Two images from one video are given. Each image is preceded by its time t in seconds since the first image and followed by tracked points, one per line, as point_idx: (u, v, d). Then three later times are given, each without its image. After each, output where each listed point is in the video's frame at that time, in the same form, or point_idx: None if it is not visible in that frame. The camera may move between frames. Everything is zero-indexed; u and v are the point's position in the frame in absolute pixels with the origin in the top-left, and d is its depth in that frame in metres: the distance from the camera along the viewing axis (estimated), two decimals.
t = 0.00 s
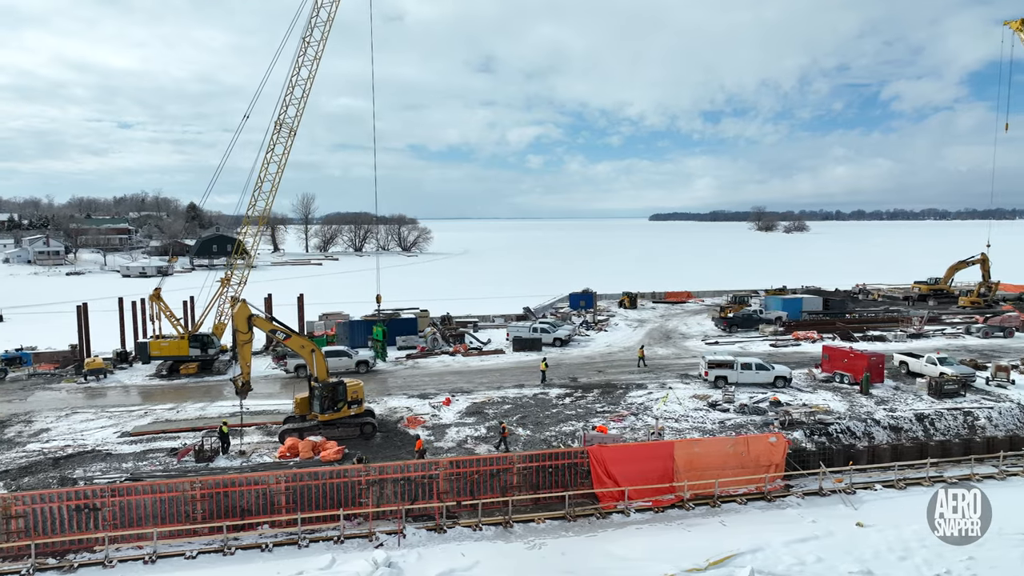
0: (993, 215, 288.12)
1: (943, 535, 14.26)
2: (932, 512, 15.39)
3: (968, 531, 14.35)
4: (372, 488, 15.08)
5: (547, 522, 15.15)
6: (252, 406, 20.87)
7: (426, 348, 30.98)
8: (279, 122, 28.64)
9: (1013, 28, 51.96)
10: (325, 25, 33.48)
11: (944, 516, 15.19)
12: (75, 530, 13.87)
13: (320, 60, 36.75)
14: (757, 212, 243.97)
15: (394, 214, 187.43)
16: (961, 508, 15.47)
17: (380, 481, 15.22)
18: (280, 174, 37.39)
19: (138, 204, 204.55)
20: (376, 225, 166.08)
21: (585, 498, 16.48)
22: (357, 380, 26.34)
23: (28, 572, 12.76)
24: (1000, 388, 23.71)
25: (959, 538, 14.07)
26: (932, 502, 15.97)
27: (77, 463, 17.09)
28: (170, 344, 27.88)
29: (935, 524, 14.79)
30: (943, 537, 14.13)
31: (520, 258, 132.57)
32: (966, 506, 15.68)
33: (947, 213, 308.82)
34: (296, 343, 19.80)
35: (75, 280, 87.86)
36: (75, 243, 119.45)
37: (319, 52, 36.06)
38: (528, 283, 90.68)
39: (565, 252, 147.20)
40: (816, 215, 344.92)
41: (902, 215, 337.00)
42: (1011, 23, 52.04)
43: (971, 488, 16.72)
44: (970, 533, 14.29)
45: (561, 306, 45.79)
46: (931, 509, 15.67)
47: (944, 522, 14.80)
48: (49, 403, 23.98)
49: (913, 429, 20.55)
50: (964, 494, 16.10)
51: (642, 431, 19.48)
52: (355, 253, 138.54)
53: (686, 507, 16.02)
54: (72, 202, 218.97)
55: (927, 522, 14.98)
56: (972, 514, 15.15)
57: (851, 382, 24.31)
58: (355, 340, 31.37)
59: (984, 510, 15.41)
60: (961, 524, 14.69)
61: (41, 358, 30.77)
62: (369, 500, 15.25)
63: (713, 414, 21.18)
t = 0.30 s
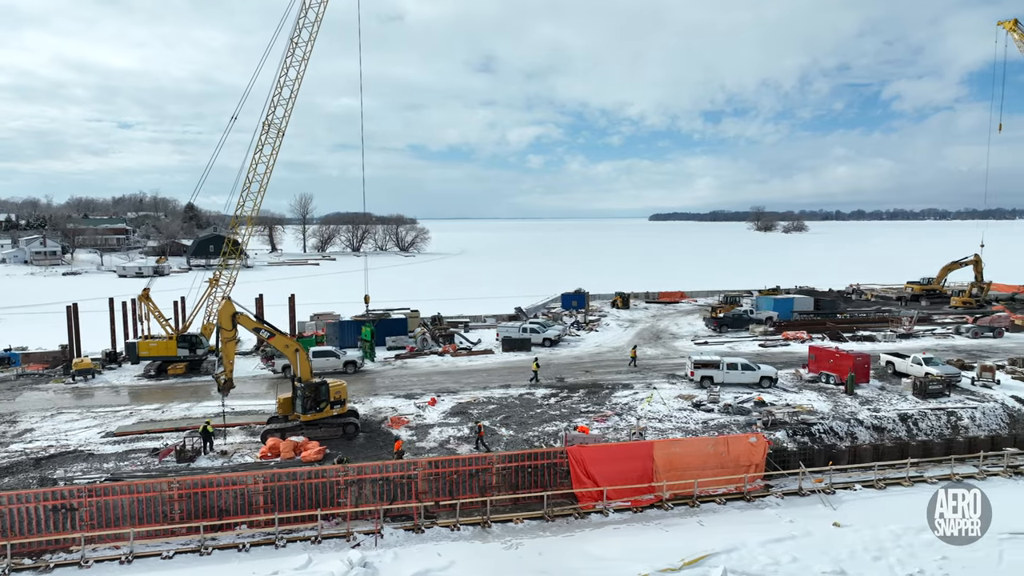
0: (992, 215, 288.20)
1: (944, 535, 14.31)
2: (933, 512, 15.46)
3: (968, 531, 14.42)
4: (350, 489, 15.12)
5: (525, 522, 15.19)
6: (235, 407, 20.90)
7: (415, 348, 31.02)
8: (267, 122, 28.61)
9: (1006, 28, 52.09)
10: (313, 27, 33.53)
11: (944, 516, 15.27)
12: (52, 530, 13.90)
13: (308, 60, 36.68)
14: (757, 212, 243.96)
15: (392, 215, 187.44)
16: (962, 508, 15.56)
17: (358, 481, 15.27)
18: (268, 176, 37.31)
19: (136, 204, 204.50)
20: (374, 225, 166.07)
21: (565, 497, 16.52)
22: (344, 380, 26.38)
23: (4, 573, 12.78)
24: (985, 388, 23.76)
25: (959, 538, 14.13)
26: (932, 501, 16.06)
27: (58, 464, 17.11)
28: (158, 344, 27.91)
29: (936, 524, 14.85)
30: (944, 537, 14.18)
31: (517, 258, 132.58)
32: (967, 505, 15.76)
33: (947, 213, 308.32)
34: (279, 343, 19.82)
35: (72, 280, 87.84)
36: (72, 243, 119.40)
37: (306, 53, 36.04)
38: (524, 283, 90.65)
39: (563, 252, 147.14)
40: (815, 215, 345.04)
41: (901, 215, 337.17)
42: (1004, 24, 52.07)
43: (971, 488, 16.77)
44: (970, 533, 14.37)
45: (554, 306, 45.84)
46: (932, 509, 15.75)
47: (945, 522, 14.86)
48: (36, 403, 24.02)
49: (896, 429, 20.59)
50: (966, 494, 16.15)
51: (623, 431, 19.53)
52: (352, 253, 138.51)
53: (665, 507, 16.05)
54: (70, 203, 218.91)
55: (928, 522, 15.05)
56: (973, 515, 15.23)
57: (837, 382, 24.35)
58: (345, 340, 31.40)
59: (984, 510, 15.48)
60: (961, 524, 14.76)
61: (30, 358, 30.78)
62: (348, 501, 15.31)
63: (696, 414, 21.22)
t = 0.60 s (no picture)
0: (992, 215, 288.60)
1: (944, 535, 14.36)
2: (933, 512, 15.52)
3: (968, 531, 14.48)
4: (327, 488, 15.18)
5: (502, 522, 15.23)
6: (218, 407, 20.94)
7: (404, 349, 31.05)
8: (254, 123, 28.58)
9: (1000, 28, 52.15)
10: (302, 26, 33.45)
11: (944, 516, 15.33)
12: (28, 530, 13.94)
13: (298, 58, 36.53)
14: (756, 212, 243.96)
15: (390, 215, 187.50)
16: (961, 508, 15.62)
17: (336, 481, 15.33)
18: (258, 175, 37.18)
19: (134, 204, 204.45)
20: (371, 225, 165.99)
21: (543, 497, 16.55)
22: (331, 380, 26.42)
23: None
24: (970, 388, 23.80)
25: (959, 538, 14.18)
26: (932, 501, 16.10)
27: (38, 464, 17.14)
28: (146, 345, 27.94)
29: (936, 524, 14.90)
30: (944, 537, 14.23)
31: (514, 258, 132.59)
32: (966, 505, 15.81)
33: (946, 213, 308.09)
34: (262, 342, 19.89)
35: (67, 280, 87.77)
36: (69, 243, 119.34)
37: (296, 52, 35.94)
38: (520, 283, 90.60)
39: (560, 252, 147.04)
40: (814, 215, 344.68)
41: (901, 215, 337.54)
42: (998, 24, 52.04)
43: (971, 488, 16.82)
44: (970, 533, 14.43)
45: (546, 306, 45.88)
46: (931, 508, 15.81)
47: (945, 522, 14.93)
48: (22, 404, 24.05)
49: (878, 429, 20.63)
50: (965, 494, 16.15)
51: (604, 432, 19.57)
52: (349, 253, 138.43)
53: (642, 507, 16.08)
54: (68, 202, 218.85)
55: (928, 522, 15.09)
56: (973, 515, 15.31)
57: (822, 382, 24.39)
58: (334, 340, 31.43)
59: (984, 510, 15.55)
60: (961, 524, 14.84)
61: (19, 358, 30.80)
62: (325, 501, 15.37)
63: (679, 414, 21.26)
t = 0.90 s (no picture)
0: (990, 215, 288.85)
1: (944, 535, 14.42)
2: (932, 512, 15.56)
3: (968, 531, 14.57)
4: (304, 489, 15.24)
5: (478, 522, 15.27)
6: (201, 408, 20.99)
7: (392, 349, 31.10)
8: (241, 124, 28.52)
9: (991, 28, 52.24)
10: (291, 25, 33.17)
11: (944, 515, 15.40)
12: (4, 531, 13.98)
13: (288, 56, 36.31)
14: (755, 212, 243.89)
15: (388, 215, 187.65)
16: (961, 508, 15.70)
17: (312, 482, 15.40)
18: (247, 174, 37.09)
19: (132, 204, 204.50)
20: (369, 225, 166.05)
21: (521, 498, 16.60)
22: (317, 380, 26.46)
23: None
24: (954, 388, 23.83)
25: (960, 538, 14.25)
26: (932, 501, 16.14)
27: (18, 465, 17.17)
28: (134, 345, 27.97)
29: (936, 524, 14.96)
30: (944, 537, 14.30)
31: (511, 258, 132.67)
32: (966, 505, 15.90)
33: (945, 213, 308.11)
34: (246, 341, 19.97)
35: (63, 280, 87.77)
36: (66, 243, 119.39)
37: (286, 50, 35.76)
38: (516, 283, 90.69)
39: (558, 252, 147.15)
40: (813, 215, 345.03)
41: (900, 214, 337.59)
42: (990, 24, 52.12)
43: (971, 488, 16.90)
44: (970, 533, 14.52)
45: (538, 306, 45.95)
46: (931, 508, 15.87)
47: (945, 522, 15.01)
48: (8, 404, 24.08)
49: (860, 429, 20.69)
50: (964, 494, 16.21)
51: (584, 432, 19.61)
52: (346, 253, 138.53)
53: (619, 507, 16.11)
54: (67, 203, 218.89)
55: (928, 522, 15.14)
56: (973, 515, 15.41)
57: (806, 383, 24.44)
58: (323, 340, 31.47)
59: (984, 510, 15.67)
60: (961, 524, 14.92)
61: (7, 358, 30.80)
62: (302, 501, 15.43)
63: (661, 415, 21.30)
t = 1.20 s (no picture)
0: (988, 215, 289.15)
1: (944, 535, 14.48)
2: (933, 512, 15.60)
3: (968, 531, 14.66)
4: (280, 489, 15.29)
5: (454, 522, 15.31)
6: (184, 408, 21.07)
7: (379, 349, 31.17)
8: (228, 124, 28.49)
9: (984, 29, 52.31)
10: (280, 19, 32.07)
11: (944, 515, 15.47)
12: None
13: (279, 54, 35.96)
14: (755, 212, 242.44)
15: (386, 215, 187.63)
16: (960, 508, 15.78)
17: (288, 482, 15.46)
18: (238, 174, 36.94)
19: (130, 204, 204.49)
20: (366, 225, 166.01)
21: (498, 498, 16.66)
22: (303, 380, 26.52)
23: None
24: (937, 388, 23.88)
25: (960, 538, 14.32)
26: (932, 500, 16.19)
27: None
28: (121, 345, 28.02)
29: (936, 524, 15.01)
30: (944, 537, 14.35)
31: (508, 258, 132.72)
32: (965, 504, 16.01)
33: (943, 213, 308.40)
34: (229, 340, 20.05)
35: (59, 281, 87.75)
36: (62, 243, 119.38)
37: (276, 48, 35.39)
38: (511, 283, 90.73)
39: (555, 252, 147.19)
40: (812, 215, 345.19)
41: (900, 215, 337.74)
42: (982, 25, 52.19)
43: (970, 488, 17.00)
44: (970, 533, 14.60)
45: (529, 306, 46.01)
46: (931, 507, 15.93)
47: (945, 522, 15.08)
48: None
49: (841, 429, 20.74)
50: (963, 493, 16.31)
51: (563, 432, 19.68)
52: (343, 254, 138.54)
53: (595, 507, 16.15)
54: (65, 203, 218.94)
55: (927, 522, 15.17)
56: (972, 514, 15.52)
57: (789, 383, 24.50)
58: (310, 341, 31.55)
59: (983, 510, 15.77)
60: (961, 525, 15.00)
61: None
62: (279, 501, 15.50)
63: (643, 415, 21.35)
